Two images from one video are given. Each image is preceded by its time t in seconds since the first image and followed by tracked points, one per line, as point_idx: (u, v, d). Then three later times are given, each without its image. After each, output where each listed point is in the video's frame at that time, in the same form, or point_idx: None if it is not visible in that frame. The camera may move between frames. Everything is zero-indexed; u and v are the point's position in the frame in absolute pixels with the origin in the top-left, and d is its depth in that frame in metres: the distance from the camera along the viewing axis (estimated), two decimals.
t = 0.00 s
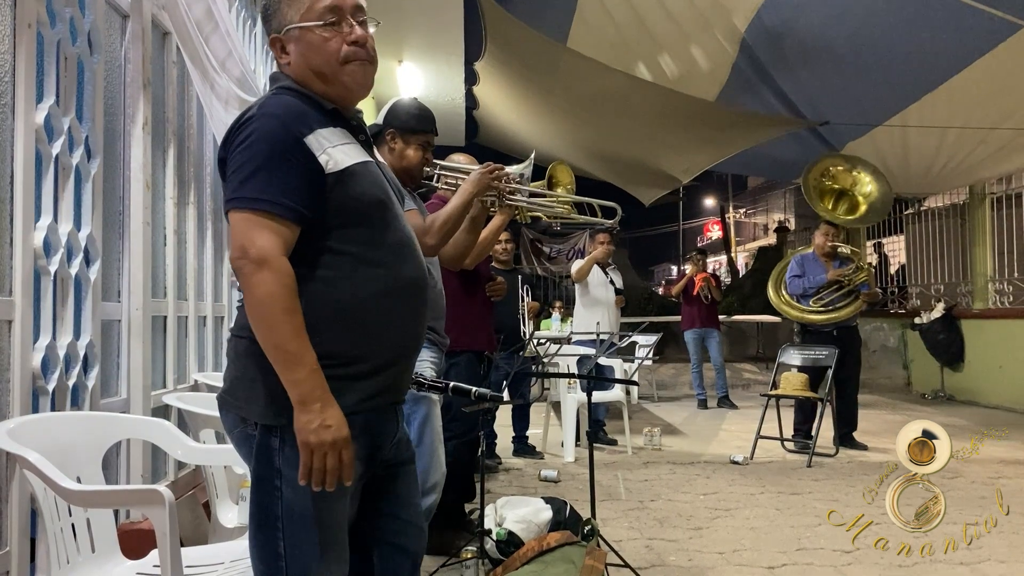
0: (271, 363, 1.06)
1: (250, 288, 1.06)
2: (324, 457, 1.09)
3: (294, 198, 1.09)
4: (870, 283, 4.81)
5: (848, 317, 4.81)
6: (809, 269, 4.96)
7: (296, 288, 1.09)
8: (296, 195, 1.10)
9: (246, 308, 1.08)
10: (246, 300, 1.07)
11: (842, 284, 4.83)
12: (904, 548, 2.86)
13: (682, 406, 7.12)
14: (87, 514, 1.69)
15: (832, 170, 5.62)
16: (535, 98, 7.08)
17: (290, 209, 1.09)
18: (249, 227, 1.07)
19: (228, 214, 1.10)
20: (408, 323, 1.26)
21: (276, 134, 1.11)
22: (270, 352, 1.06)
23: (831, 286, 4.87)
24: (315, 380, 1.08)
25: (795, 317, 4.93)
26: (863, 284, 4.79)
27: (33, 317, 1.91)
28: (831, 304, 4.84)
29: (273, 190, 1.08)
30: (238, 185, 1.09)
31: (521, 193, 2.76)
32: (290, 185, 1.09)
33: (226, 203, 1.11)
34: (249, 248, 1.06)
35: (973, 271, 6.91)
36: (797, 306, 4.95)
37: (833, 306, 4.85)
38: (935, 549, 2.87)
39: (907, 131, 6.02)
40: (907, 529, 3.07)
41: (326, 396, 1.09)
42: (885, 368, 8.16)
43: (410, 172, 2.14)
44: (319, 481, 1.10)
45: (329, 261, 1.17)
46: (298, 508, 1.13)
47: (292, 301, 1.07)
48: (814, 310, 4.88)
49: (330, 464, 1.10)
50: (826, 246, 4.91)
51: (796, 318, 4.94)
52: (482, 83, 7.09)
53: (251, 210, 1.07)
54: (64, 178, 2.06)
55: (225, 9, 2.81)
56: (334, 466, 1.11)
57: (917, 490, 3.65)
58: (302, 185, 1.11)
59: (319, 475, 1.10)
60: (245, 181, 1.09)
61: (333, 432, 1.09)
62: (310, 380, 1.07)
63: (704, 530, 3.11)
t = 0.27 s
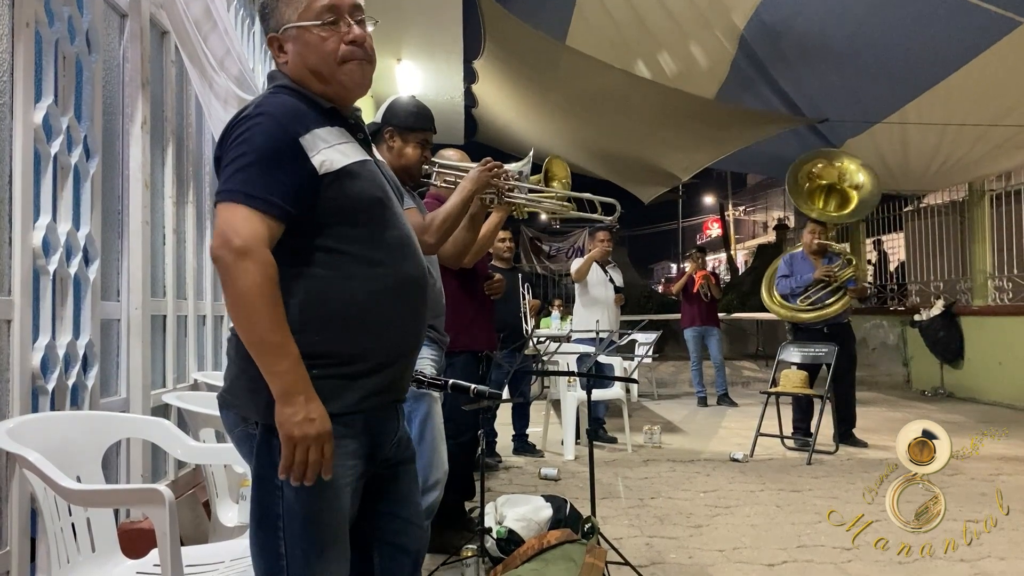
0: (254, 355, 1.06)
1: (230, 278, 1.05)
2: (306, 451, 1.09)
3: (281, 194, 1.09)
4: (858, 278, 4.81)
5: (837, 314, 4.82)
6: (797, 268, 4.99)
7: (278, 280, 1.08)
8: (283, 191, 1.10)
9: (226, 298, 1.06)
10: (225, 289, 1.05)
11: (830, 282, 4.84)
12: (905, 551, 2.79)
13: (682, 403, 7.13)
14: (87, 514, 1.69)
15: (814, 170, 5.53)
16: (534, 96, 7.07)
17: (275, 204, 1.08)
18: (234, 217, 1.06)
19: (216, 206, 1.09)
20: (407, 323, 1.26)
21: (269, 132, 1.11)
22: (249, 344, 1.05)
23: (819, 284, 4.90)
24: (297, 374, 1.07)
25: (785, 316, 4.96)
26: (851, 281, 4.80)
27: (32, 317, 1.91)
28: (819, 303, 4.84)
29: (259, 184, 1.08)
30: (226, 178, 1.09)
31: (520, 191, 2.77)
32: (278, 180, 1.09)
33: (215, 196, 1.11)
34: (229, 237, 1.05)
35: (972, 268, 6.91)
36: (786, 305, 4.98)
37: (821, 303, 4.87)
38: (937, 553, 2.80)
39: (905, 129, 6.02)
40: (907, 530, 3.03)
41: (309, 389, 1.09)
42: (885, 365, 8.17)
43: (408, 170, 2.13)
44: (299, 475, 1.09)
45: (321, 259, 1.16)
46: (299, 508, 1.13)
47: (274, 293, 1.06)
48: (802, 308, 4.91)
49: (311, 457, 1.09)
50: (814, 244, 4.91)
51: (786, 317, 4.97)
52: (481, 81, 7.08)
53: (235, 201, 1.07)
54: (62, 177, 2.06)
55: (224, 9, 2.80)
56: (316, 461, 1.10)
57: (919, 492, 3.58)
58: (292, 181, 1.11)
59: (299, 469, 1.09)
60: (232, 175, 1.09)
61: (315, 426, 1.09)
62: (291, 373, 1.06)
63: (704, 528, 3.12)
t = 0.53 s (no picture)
0: (241, 312, 1.04)
1: (213, 233, 1.02)
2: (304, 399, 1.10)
3: (273, 167, 1.08)
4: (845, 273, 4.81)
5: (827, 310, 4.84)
6: (787, 265, 5.03)
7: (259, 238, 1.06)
8: (274, 172, 1.09)
9: (203, 252, 1.03)
10: (206, 248, 1.02)
11: (818, 276, 4.87)
12: (904, 549, 2.78)
13: (681, 401, 7.14)
14: (86, 513, 1.69)
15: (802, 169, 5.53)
16: (532, 94, 7.06)
17: (263, 181, 1.07)
18: (220, 175, 1.04)
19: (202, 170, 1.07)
20: (406, 323, 1.26)
21: (267, 115, 1.11)
22: (235, 303, 1.03)
23: (808, 280, 4.93)
24: (289, 331, 1.07)
25: (777, 313, 4.99)
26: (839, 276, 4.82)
27: (30, 317, 1.91)
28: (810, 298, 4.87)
29: (248, 154, 1.07)
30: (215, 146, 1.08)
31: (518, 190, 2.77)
32: (269, 159, 1.09)
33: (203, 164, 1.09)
34: (213, 195, 1.02)
35: (971, 265, 6.92)
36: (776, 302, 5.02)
37: (810, 300, 4.90)
38: (935, 550, 2.79)
39: (904, 126, 6.02)
40: (907, 530, 3.02)
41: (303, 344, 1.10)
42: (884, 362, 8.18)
43: (406, 169, 2.13)
44: (296, 423, 1.10)
45: (315, 248, 1.15)
46: (299, 506, 1.14)
47: (257, 251, 1.04)
48: (793, 305, 4.94)
49: (309, 404, 1.11)
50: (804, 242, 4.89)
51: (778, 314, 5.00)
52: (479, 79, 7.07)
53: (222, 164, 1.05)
54: (60, 176, 2.05)
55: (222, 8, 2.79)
56: (311, 409, 1.11)
57: (917, 489, 3.57)
58: (286, 160, 1.10)
59: (297, 417, 1.10)
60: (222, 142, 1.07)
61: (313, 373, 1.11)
62: (285, 332, 1.07)
63: (704, 525, 3.12)
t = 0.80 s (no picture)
0: (254, 335, 1.05)
1: (231, 256, 1.02)
2: (307, 427, 1.10)
3: (286, 179, 1.08)
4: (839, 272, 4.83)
5: (821, 308, 4.85)
6: (781, 263, 5.03)
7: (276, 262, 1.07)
8: (286, 182, 1.09)
9: (222, 275, 1.04)
10: (223, 268, 1.03)
11: (814, 274, 4.88)
12: (904, 549, 2.75)
13: (680, 398, 7.14)
14: (84, 512, 1.69)
15: (794, 165, 5.57)
16: (530, 91, 7.06)
17: (278, 191, 1.07)
18: (238, 197, 1.04)
19: (217, 185, 1.07)
20: (406, 322, 1.27)
21: (275, 119, 1.10)
22: (249, 326, 1.04)
23: (802, 279, 4.94)
24: (299, 356, 1.08)
25: (773, 311, 4.98)
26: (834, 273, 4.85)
27: (27, 316, 1.91)
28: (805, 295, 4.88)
29: (266, 168, 1.06)
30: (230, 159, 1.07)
31: (514, 186, 2.77)
32: (283, 168, 1.08)
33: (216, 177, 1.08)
34: (233, 217, 1.03)
35: (969, 261, 6.93)
36: (771, 300, 5.01)
37: (804, 298, 4.91)
38: (935, 551, 2.76)
39: (901, 122, 6.03)
40: (907, 530, 2.99)
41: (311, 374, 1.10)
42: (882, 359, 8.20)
43: (403, 166, 2.13)
44: (297, 453, 1.10)
45: (321, 251, 1.16)
46: (299, 505, 1.14)
47: (273, 276, 1.05)
48: (787, 303, 4.95)
49: (313, 434, 1.11)
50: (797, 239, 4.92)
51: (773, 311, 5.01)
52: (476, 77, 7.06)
53: (240, 183, 1.05)
54: (57, 175, 2.05)
55: (218, 6, 2.79)
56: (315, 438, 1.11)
57: (917, 489, 3.53)
58: (297, 170, 1.10)
59: (300, 446, 1.10)
60: (238, 155, 1.07)
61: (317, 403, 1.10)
62: (293, 357, 1.07)
63: (702, 522, 3.12)
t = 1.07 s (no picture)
0: (252, 358, 1.06)
1: (231, 280, 1.05)
2: (297, 454, 1.09)
3: (282, 189, 1.09)
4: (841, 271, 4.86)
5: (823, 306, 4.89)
6: (779, 260, 5.01)
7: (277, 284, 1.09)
8: (283, 190, 1.09)
9: (225, 300, 1.06)
10: (224, 291, 1.06)
11: (814, 274, 4.90)
12: (904, 549, 2.72)
13: (677, 395, 7.16)
14: (79, 510, 1.69)
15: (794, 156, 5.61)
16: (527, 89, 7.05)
17: (278, 204, 1.08)
18: (235, 219, 1.06)
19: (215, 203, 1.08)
20: (406, 319, 1.27)
21: (272, 125, 1.10)
22: (246, 346, 1.06)
23: (802, 277, 4.93)
24: (292, 380, 1.08)
25: (771, 308, 4.97)
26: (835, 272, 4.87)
27: (22, 314, 1.90)
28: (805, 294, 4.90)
29: (264, 182, 1.07)
30: (229, 173, 1.08)
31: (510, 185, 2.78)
32: (281, 179, 1.09)
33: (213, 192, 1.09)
34: (234, 240, 1.05)
35: (966, 258, 6.94)
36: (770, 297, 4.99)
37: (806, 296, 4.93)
38: (935, 551, 2.73)
39: (897, 119, 6.04)
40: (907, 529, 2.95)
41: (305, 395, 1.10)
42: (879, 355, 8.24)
43: (397, 165, 2.13)
44: (287, 479, 1.10)
45: (321, 252, 1.16)
46: (299, 504, 1.14)
47: (273, 296, 1.07)
48: (785, 300, 4.94)
49: (303, 461, 1.10)
50: (794, 234, 4.96)
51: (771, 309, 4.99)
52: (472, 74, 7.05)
53: (239, 203, 1.06)
54: (51, 172, 2.04)
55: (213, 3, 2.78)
56: (306, 464, 1.11)
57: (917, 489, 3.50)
58: (292, 179, 1.11)
59: (290, 471, 1.10)
60: (237, 168, 1.08)
61: (309, 430, 1.10)
62: (287, 378, 1.07)
63: (699, 519, 3.13)
